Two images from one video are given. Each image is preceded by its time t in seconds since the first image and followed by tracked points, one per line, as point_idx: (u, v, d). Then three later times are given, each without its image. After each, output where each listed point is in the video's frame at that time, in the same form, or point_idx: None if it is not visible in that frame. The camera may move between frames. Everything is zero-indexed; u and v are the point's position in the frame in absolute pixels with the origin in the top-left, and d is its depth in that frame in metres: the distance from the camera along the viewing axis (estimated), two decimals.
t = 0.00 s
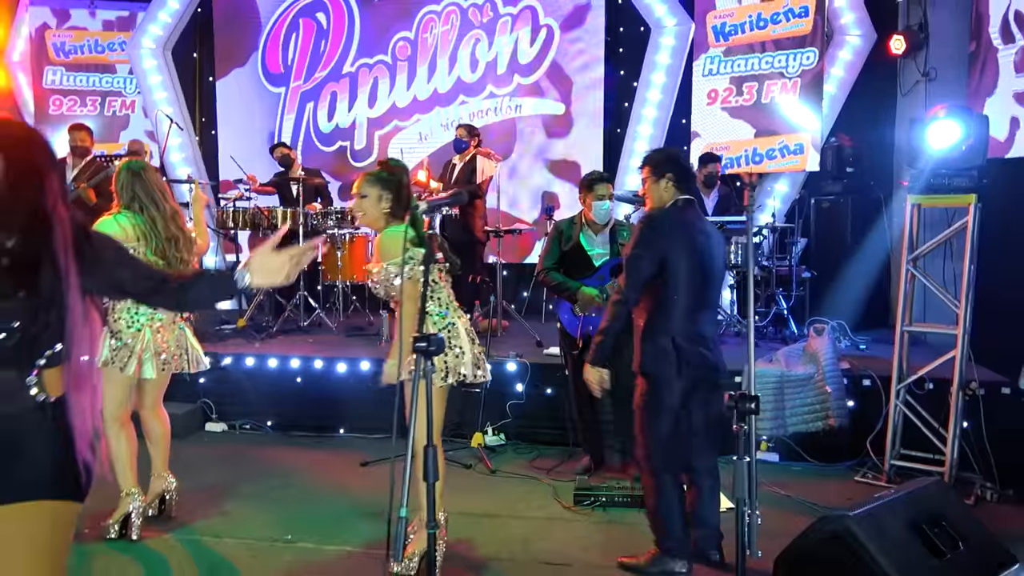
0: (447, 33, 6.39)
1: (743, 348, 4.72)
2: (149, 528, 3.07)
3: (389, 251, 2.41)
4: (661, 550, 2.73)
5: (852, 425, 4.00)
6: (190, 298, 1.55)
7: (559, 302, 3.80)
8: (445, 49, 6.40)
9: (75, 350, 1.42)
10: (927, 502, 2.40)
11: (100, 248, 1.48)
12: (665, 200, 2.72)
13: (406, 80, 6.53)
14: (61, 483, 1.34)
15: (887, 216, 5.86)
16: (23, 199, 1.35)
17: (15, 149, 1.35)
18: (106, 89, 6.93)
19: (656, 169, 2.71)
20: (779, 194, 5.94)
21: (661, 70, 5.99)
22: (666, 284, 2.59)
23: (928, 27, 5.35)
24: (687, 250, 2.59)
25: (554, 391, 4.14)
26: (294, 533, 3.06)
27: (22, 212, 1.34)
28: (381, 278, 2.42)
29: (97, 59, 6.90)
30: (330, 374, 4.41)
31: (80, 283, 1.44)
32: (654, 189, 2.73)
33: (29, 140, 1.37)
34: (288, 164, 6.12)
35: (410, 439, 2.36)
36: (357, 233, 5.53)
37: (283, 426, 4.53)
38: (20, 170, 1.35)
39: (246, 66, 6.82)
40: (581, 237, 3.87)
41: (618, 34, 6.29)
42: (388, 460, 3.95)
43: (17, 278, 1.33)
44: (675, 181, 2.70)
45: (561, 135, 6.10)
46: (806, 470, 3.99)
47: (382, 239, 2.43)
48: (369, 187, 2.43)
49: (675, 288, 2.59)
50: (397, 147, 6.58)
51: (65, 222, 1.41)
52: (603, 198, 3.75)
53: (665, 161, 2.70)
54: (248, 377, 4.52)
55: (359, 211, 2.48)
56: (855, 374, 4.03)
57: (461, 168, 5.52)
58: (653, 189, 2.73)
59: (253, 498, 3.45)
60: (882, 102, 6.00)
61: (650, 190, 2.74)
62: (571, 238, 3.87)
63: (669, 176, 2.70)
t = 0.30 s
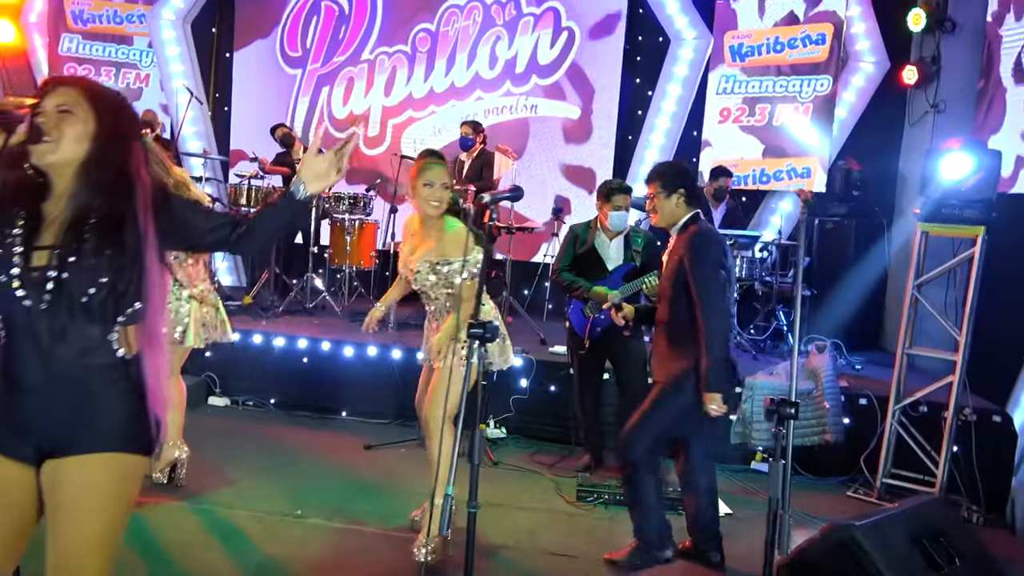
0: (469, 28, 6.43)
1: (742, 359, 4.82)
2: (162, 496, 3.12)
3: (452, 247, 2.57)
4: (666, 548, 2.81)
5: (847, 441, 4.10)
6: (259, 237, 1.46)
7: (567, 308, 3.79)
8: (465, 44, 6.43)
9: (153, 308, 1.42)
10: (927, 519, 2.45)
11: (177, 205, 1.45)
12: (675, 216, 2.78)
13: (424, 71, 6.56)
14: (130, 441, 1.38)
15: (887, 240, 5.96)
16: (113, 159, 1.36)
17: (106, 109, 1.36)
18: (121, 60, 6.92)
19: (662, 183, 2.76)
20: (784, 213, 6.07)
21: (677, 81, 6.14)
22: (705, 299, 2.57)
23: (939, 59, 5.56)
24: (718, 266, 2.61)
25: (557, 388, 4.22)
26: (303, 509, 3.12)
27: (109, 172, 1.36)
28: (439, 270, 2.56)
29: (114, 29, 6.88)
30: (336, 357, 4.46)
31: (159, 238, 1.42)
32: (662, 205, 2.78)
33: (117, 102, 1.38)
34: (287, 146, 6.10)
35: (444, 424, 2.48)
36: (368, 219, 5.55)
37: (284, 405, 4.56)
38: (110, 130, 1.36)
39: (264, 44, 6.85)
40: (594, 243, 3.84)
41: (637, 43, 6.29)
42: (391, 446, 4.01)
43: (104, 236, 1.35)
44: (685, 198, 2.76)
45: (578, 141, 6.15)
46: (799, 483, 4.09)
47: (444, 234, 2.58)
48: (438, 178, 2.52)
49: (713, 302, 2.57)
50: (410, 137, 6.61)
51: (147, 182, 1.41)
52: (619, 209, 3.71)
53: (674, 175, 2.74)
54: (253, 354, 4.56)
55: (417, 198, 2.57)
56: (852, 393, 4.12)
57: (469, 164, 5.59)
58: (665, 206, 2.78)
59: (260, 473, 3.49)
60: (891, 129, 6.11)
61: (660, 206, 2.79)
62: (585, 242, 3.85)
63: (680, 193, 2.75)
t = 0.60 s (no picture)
0: (490, 28, 6.47)
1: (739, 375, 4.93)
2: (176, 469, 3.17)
3: (504, 242, 2.74)
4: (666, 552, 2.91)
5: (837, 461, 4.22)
6: (324, 204, 1.47)
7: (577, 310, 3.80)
8: (485, 43, 6.47)
9: (226, 291, 1.46)
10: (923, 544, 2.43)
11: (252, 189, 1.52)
12: (692, 229, 2.78)
13: (442, 67, 6.60)
14: (199, 415, 1.42)
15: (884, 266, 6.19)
16: (201, 144, 1.42)
17: (199, 95, 1.42)
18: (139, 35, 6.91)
19: (689, 195, 2.78)
20: (786, 233, 6.14)
21: (692, 96, 6.20)
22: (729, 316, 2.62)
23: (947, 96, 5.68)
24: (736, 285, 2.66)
25: (559, 390, 4.31)
26: (313, 492, 3.18)
27: (196, 156, 1.42)
28: (493, 262, 2.68)
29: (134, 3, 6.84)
30: (343, 345, 4.51)
31: (235, 221, 1.48)
32: (681, 215, 2.79)
33: (207, 88, 1.43)
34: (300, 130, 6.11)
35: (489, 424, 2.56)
36: (380, 210, 5.59)
37: (287, 387, 4.62)
38: (200, 116, 1.42)
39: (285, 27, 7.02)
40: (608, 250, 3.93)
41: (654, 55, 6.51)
42: (394, 435, 4.08)
43: (187, 218, 1.41)
44: (706, 212, 2.77)
45: (595, 153, 6.11)
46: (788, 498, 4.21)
47: (497, 228, 2.74)
48: (497, 175, 2.70)
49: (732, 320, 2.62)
50: (423, 132, 6.65)
51: (228, 169, 1.46)
52: (631, 209, 3.84)
53: (700, 188, 2.77)
54: (261, 335, 4.60)
55: (474, 189, 2.71)
56: (845, 415, 4.24)
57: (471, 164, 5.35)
58: (689, 217, 2.77)
59: (268, 453, 3.55)
60: (896, 160, 6.25)
61: (682, 218, 2.78)
62: (602, 247, 3.95)
63: (704, 207, 2.77)
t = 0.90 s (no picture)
0: (505, 32, 6.53)
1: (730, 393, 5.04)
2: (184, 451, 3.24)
3: (534, 259, 2.88)
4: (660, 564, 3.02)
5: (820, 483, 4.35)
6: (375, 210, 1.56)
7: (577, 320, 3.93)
8: (500, 47, 6.54)
9: (284, 298, 1.52)
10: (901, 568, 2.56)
11: (316, 197, 1.58)
12: (703, 246, 2.75)
13: (455, 68, 6.68)
14: (252, 413, 1.48)
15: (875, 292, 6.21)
16: (273, 153, 1.50)
17: (274, 107, 1.49)
18: (154, 15, 6.77)
19: (706, 212, 2.73)
20: (781, 255, 6.23)
21: (699, 114, 6.31)
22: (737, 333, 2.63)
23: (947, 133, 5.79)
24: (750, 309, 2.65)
25: (557, 397, 4.39)
26: (317, 482, 3.25)
27: (268, 165, 1.49)
28: (527, 280, 2.84)
29: None
30: (346, 339, 4.57)
31: (297, 228, 1.54)
32: (694, 231, 2.74)
33: (283, 99, 1.51)
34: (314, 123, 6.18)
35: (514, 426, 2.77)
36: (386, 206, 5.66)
37: (288, 376, 4.68)
38: (274, 128, 1.49)
39: (303, 17, 7.19)
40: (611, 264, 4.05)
41: (664, 72, 6.58)
42: (393, 431, 4.15)
43: (253, 224, 1.47)
44: (720, 229, 2.73)
45: (604, 167, 6.13)
46: (772, 516, 4.34)
47: (526, 247, 2.88)
48: (522, 196, 2.79)
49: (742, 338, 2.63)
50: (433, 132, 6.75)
51: (295, 178, 1.54)
52: (636, 224, 3.89)
53: (717, 205, 2.72)
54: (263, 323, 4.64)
55: (501, 213, 2.80)
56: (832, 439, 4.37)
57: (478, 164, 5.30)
58: (701, 234, 2.73)
59: (272, 442, 3.62)
60: (894, 191, 6.40)
61: (697, 236, 2.74)
62: (607, 261, 4.07)
63: (719, 224, 2.72)
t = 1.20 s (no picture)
0: (512, 36, 6.60)
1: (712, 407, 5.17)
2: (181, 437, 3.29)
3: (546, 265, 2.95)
4: None
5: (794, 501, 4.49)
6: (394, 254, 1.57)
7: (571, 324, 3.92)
8: (506, 51, 6.61)
9: (318, 316, 1.61)
10: None
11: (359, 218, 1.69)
12: (699, 265, 2.69)
13: (460, 69, 6.74)
14: (285, 418, 1.56)
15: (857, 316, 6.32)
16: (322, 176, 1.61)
17: (327, 132, 1.59)
18: None
19: (707, 234, 2.69)
20: (767, 275, 6.39)
21: (697, 132, 6.37)
22: (727, 356, 2.68)
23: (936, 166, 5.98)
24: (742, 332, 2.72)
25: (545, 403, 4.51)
26: (312, 475, 3.33)
27: (317, 190, 1.60)
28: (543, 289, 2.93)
29: None
30: (340, 334, 4.65)
31: (337, 249, 1.64)
32: (692, 250, 2.70)
33: (335, 123, 1.60)
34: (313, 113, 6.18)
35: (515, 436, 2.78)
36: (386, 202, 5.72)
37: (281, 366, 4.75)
38: (325, 151, 1.60)
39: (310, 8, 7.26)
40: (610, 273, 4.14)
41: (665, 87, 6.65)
42: (383, 427, 4.22)
43: (300, 243, 1.59)
44: (716, 248, 2.68)
45: (606, 183, 6.23)
46: (747, 531, 4.48)
47: (536, 254, 2.92)
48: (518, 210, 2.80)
49: (730, 365, 2.68)
50: (433, 130, 6.77)
51: (340, 203, 1.64)
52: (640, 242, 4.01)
53: (713, 224, 2.69)
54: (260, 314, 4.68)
55: (500, 230, 2.85)
56: (808, 459, 4.52)
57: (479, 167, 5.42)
58: (701, 256, 2.67)
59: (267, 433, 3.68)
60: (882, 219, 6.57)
61: (695, 258, 2.68)
62: (605, 273, 4.12)
63: (716, 244, 2.69)
